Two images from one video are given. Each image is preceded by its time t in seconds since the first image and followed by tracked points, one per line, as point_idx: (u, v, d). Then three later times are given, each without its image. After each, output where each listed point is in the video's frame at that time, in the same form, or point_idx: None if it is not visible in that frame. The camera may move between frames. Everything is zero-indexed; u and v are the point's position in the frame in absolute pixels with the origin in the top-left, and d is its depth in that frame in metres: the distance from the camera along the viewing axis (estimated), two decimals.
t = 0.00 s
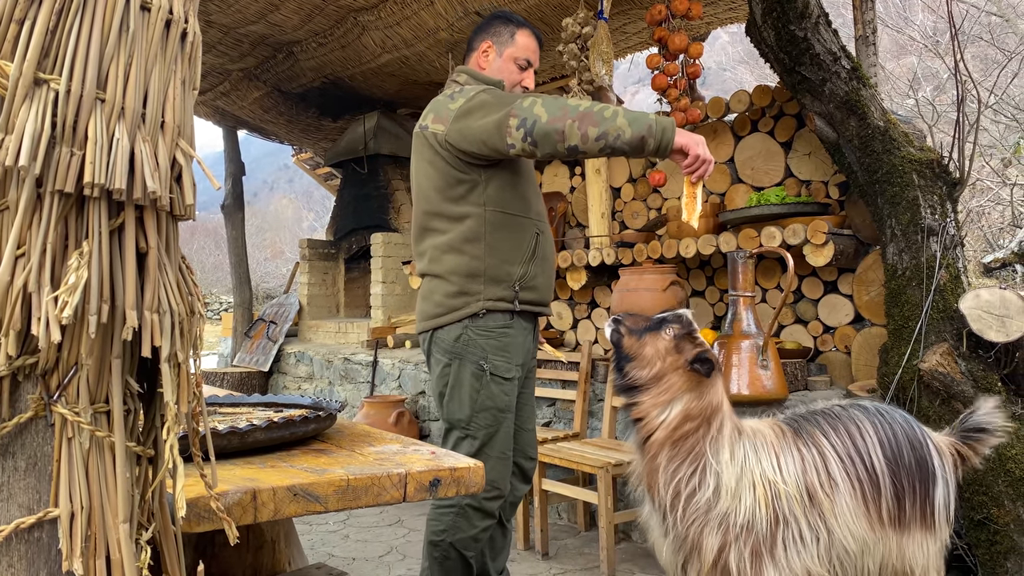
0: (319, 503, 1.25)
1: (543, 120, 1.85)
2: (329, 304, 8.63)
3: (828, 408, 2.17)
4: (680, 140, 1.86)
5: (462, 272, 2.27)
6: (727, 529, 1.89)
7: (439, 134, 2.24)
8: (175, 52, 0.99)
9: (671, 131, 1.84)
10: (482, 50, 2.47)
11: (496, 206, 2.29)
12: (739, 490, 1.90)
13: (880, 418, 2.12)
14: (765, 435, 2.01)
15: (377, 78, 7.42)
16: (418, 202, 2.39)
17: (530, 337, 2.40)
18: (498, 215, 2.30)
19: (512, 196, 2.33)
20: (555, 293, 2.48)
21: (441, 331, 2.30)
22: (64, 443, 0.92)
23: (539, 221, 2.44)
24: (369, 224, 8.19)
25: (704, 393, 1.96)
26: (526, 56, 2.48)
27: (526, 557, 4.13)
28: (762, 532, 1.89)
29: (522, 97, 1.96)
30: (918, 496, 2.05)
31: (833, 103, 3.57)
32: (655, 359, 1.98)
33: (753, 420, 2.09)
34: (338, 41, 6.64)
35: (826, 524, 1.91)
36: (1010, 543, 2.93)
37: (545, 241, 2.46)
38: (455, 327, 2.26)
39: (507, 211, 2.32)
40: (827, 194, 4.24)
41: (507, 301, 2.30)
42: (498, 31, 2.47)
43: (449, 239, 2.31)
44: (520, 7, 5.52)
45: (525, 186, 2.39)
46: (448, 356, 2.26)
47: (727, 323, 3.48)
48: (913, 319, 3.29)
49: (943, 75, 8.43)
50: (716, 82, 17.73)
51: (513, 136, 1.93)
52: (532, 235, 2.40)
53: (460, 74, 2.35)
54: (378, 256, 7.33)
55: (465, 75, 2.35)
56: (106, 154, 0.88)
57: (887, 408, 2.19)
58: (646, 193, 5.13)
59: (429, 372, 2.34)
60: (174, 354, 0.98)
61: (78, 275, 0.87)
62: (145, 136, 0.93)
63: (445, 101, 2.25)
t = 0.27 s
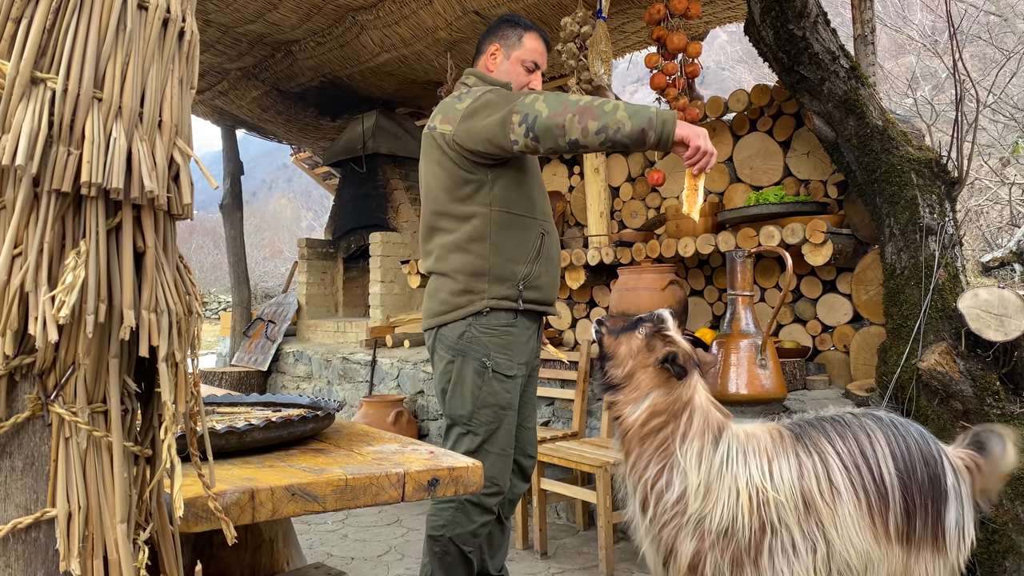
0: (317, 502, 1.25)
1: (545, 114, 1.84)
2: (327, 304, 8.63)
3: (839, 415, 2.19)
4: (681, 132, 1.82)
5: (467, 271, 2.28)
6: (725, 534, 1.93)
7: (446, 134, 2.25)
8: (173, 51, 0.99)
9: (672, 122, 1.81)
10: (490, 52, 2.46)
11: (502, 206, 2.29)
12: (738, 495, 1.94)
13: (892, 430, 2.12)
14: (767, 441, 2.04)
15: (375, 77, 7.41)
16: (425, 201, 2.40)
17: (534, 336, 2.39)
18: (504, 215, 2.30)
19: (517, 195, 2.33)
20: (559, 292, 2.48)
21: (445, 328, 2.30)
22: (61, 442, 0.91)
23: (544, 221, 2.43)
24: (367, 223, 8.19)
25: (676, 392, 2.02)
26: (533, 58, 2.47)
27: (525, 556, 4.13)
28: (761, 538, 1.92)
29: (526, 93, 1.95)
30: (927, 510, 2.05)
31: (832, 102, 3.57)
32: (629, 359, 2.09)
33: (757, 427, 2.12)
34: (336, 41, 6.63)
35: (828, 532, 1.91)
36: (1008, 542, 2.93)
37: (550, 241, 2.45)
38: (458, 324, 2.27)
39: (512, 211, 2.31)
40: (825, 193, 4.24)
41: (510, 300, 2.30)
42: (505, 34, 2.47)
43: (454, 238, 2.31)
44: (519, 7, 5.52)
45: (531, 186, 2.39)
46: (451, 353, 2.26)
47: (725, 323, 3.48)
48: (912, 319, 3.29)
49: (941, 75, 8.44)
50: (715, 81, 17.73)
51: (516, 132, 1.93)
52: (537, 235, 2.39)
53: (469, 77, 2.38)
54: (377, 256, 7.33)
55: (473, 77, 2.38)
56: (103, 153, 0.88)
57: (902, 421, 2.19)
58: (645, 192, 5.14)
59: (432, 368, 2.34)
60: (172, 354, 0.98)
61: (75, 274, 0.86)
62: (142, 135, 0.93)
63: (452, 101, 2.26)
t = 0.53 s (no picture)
0: (316, 502, 1.25)
1: (544, 114, 1.83)
2: (326, 303, 8.62)
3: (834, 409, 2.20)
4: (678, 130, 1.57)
5: (468, 270, 2.28)
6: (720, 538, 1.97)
7: (452, 134, 2.27)
8: (172, 50, 0.99)
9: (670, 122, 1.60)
10: (497, 54, 2.47)
11: (504, 206, 2.29)
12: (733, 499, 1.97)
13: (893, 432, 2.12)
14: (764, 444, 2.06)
15: (374, 76, 7.40)
16: (429, 201, 2.41)
17: (536, 336, 2.39)
18: (507, 215, 2.30)
19: (519, 195, 2.33)
20: (561, 293, 2.46)
21: (446, 326, 2.31)
22: (60, 442, 0.91)
23: (547, 222, 2.43)
24: (366, 223, 8.19)
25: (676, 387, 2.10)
26: (540, 60, 2.47)
27: (524, 556, 4.12)
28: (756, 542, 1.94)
29: (528, 92, 1.94)
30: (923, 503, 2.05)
31: (831, 102, 3.57)
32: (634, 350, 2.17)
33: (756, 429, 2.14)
34: (335, 40, 6.63)
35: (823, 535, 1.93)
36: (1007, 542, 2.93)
37: (552, 242, 2.44)
38: (459, 322, 2.27)
39: (514, 211, 2.31)
40: (825, 193, 4.24)
41: (511, 300, 2.29)
42: (512, 35, 2.46)
43: (456, 237, 2.32)
44: (518, 6, 5.52)
45: (534, 186, 2.39)
46: (452, 351, 2.26)
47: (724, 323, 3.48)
48: (910, 318, 3.30)
49: (939, 74, 8.45)
50: (714, 80, 17.74)
51: (517, 132, 1.93)
52: (539, 235, 2.39)
53: (476, 78, 2.38)
54: (376, 255, 7.32)
55: (480, 78, 2.37)
56: (103, 153, 0.88)
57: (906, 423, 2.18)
58: (644, 191, 5.13)
59: (434, 366, 2.34)
60: (170, 354, 0.98)
61: (74, 273, 0.86)
62: (141, 134, 0.93)
63: (458, 102, 2.29)
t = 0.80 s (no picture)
0: (316, 501, 1.25)
1: (549, 97, 1.84)
2: (326, 303, 8.62)
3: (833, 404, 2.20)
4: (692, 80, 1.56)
5: (460, 263, 2.29)
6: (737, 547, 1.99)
7: (457, 128, 2.27)
8: (171, 50, 0.99)
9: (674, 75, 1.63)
10: (497, 49, 2.47)
11: (500, 201, 2.29)
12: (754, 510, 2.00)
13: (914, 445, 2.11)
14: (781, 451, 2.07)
15: (373, 76, 7.40)
16: (428, 195, 2.41)
17: (528, 330, 2.38)
18: (502, 210, 2.30)
19: (516, 191, 2.32)
20: (553, 291, 2.45)
21: (437, 321, 2.30)
22: (59, 442, 0.91)
23: (542, 220, 2.42)
24: (365, 222, 8.19)
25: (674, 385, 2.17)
26: (541, 53, 2.46)
27: (524, 556, 4.12)
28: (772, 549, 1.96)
29: (532, 81, 1.95)
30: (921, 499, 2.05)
31: (830, 101, 3.56)
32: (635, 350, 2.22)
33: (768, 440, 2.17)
34: (335, 39, 6.62)
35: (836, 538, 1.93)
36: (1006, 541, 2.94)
37: (546, 239, 2.43)
38: (450, 317, 2.27)
39: (509, 206, 2.31)
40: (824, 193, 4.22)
41: (500, 293, 2.28)
42: (512, 31, 2.47)
43: (451, 231, 2.32)
44: (517, 5, 5.51)
45: (534, 183, 2.38)
46: (443, 346, 2.26)
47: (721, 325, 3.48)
48: (910, 317, 3.30)
49: (939, 74, 8.46)
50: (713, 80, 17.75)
51: (524, 120, 1.95)
52: (534, 232, 2.38)
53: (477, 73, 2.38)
54: (375, 254, 7.32)
55: (482, 74, 2.40)
56: (101, 152, 0.88)
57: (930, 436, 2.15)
58: (643, 191, 5.11)
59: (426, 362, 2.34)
60: (169, 353, 0.97)
61: (73, 273, 0.86)
62: (140, 133, 0.93)
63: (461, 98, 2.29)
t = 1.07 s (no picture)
0: (316, 501, 1.25)
1: (556, 81, 1.87)
2: (326, 302, 8.62)
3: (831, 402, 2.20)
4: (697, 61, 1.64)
5: (445, 254, 2.28)
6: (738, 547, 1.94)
7: (460, 119, 2.27)
8: (172, 49, 0.99)
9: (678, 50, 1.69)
10: (498, 51, 2.47)
11: (491, 196, 2.29)
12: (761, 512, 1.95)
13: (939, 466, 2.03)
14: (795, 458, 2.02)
15: (373, 76, 7.40)
16: (422, 188, 2.41)
17: (506, 328, 2.38)
18: (492, 205, 2.30)
19: (505, 189, 2.32)
20: (533, 294, 2.44)
21: (416, 319, 2.31)
22: (60, 441, 0.91)
23: (530, 223, 2.42)
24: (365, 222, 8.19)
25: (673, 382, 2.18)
26: (541, 55, 2.46)
27: (524, 555, 4.12)
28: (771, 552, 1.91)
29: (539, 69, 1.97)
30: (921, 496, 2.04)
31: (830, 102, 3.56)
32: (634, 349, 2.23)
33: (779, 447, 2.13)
34: (335, 39, 6.62)
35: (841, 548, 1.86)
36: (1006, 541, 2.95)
37: (531, 242, 2.42)
38: (429, 314, 2.28)
39: (498, 201, 2.31)
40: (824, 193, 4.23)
41: (478, 288, 2.27)
42: (512, 33, 2.47)
43: (439, 223, 2.32)
44: (517, 5, 5.51)
45: (526, 184, 2.39)
46: (422, 344, 2.27)
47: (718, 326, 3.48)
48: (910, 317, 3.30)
49: (938, 74, 8.47)
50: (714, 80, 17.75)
51: (530, 105, 1.97)
52: (520, 233, 2.37)
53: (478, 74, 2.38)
54: (375, 254, 7.33)
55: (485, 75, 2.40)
56: (103, 151, 0.88)
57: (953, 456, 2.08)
58: (643, 191, 5.12)
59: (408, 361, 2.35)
60: (171, 353, 0.98)
61: (74, 272, 0.86)
62: (141, 132, 0.93)
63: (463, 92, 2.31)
